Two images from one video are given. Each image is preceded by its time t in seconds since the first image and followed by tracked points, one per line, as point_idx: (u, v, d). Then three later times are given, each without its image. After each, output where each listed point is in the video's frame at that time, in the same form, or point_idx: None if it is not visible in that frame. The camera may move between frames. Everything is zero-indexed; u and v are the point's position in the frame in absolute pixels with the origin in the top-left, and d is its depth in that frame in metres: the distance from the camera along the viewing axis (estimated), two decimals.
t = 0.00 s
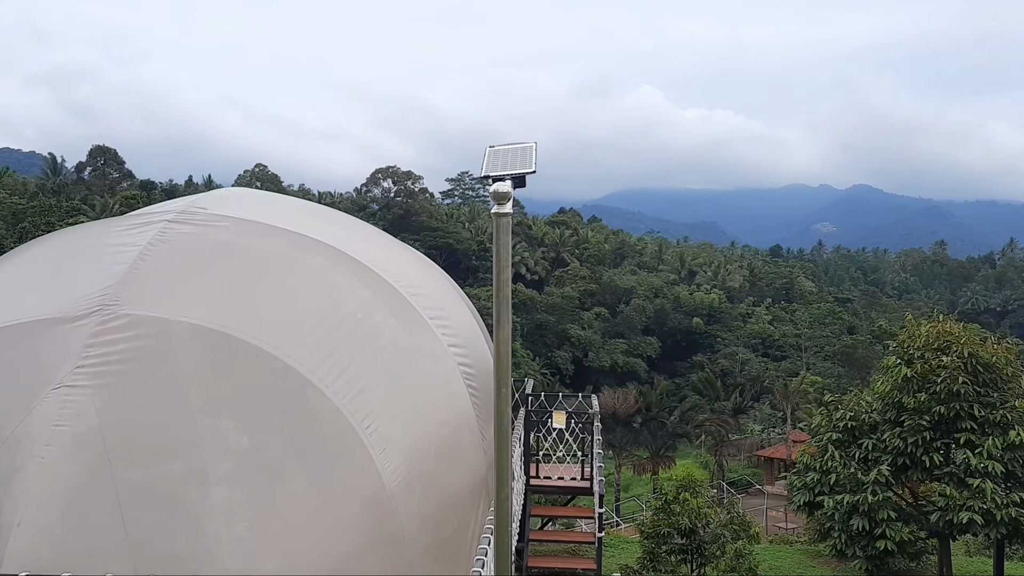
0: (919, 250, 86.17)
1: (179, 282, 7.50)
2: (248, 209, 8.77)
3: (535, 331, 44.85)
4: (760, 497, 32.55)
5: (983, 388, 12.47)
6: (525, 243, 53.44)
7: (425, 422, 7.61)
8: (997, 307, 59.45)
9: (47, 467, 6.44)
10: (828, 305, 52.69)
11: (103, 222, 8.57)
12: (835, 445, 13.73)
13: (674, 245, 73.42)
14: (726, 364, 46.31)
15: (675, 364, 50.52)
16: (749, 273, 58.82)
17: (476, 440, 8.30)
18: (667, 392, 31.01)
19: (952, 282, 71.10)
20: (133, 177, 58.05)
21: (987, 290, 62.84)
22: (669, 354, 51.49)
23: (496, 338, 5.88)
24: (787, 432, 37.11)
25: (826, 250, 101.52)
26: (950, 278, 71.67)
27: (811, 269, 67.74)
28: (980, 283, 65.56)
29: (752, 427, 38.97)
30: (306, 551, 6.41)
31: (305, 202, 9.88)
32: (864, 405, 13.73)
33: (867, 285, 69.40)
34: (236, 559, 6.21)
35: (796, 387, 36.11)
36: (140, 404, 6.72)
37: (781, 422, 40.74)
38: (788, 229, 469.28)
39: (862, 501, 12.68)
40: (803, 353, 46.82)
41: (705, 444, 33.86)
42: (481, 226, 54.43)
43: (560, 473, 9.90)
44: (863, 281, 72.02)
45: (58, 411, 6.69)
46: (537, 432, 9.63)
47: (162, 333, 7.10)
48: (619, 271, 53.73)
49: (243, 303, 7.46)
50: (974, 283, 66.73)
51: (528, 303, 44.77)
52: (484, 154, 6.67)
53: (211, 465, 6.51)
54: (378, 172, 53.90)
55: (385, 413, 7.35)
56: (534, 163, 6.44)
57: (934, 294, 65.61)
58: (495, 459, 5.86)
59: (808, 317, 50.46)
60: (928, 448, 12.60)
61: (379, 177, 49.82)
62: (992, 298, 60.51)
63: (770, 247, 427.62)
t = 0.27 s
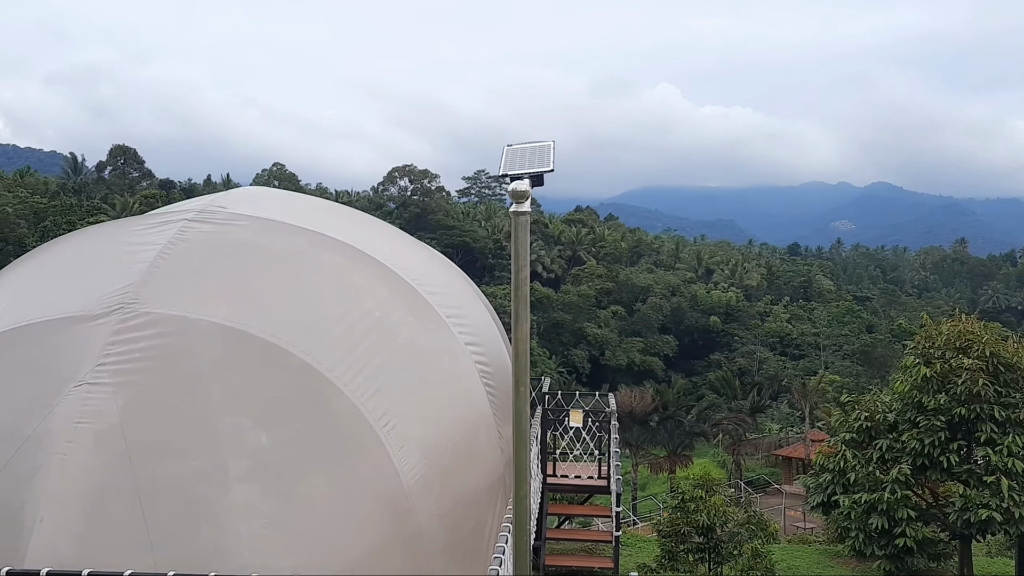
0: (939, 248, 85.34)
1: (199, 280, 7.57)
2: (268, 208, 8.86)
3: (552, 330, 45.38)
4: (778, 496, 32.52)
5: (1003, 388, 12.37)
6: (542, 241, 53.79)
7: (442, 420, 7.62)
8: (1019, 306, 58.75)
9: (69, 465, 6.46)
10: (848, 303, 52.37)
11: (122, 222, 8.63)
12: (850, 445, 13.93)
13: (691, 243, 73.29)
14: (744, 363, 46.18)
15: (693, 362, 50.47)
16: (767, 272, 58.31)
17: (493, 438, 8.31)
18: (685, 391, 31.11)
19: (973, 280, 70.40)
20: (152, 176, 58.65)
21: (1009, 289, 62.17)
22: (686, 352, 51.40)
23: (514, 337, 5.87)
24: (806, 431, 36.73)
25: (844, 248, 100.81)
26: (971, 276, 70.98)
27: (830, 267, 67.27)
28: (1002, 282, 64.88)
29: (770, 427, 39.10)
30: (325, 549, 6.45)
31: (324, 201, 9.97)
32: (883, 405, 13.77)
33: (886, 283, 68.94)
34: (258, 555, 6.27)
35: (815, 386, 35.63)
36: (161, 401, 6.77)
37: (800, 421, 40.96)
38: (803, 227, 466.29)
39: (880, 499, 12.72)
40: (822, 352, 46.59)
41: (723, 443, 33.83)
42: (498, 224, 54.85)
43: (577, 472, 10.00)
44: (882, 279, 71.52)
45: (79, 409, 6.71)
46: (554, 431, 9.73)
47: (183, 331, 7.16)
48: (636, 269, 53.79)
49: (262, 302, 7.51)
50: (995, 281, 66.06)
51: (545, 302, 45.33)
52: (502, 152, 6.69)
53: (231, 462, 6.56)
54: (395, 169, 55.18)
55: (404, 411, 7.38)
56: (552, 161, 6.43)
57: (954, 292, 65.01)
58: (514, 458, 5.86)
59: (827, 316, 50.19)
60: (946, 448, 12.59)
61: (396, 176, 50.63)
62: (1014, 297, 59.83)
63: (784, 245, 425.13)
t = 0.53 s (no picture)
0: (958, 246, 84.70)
1: (217, 279, 7.61)
2: (284, 207, 8.91)
3: (567, 328, 45.67)
4: (794, 496, 32.48)
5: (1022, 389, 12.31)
6: (557, 240, 54.26)
7: (458, 418, 7.64)
8: None
9: (88, 461, 6.48)
10: (865, 302, 52.09)
11: (140, 220, 8.68)
12: (869, 446, 13.80)
13: (706, 241, 73.32)
14: (760, 361, 46.15)
15: (709, 361, 50.48)
16: (783, 270, 58.04)
17: (508, 436, 8.31)
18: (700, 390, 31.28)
19: (993, 279, 69.80)
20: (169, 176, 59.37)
21: None
22: (702, 351, 51.39)
23: (531, 335, 5.86)
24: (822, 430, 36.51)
25: (861, 246, 100.18)
26: (990, 275, 70.38)
27: (847, 265, 66.93)
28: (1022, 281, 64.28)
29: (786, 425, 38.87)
30: (341, 547, 6.47)
31: (339, 199, 10.02)
32: (900, 405, 13.69)
33: (904, 282, 68.56)
34: (276, 552, 6.31)
35: (832, 385, 35.28)
36: (179, 399, 6.81)
37: (817, 419, 40.75)
38: (816, 225, 463.90)
39: (897, 501, 12.72)
40: (839, 351, 46.41)
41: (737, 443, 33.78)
42: (512, 223, 55.39)
43: (592, 471, 10.08)
44: (900, 278, 71.14)
45: (98, 406, 6.74)
46: (570, 429, 9.83)
47: (200, 329, 7.20)
48: (651, 268, 53.94)
49: (279, 301, 7.54)
50: (1015, 280, 65.46)
51: (560, 301, 45.86)
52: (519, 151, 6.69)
53: (249, 460, 6.59)
54: (410, 169, 56.29)
55: (419, 409, 7.39)
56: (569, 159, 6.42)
57: (973, 291, 64.50)
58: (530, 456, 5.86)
59: (844, 314, 50.00)
60: (964, 449, 12.53)
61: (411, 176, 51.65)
62: None
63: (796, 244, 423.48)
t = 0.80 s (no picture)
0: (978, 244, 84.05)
1: (233, 278, 7.65)
2: (299, 205, 8.96)
3: (581, 327, 46.43)
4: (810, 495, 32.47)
5: None
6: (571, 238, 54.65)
7: (473, 416, 7.64)
8: None
9: (105, 458, 6.51)
10: (881, 300, 51.93)
11: (157, 219, 8.74)
12: (888, 445, 13.77)
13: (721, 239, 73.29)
14: (775, 360, 46.32)
15: (724, 359, 50.63)
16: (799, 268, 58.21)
17: (523, 435, 8.31)
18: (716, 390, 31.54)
19: (1012, 277, 69.21)
20: (186, 176, 59.99)
21: None
22: (717, 350, 51.60)
23: (547, 333, 5.84)
24: (837, 428, 37.51)
25: (878, 244, 99.70)
26: (1009, 273, 69.80)
27: (863, 263, 66.63)
28: None
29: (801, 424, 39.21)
30: (356, 544, 6.50)
31: (354, 198, 10.07)
32: (918, 403, 13.68)
33: (921, 280, 68.21)
34: (293, 550, 6.34)
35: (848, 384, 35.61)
36: (196, 396, 6.84)
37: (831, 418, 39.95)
38: (828, 224, 461.59)
39: (915, 501, 12.74)
40: (855, 349, 46.34)
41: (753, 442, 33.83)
42: (526, 221, 56.08)
43: (607, 469, 10.16)
44: (917, 276, 70.79)
45: (116, 403, 6.77)
46: (586, 428, 9.99)
47: (217, 327, 7.24)
48: (666, 266, 54.10)
49: (295, 299, 7.58)
50: None
51: (575, 299, 46.28)
52: (534, 148, 6.67)
53: (265, 458, 6.61)
54: (425, 168, 56.81)
55: (434, 407, 7.41)
56: (583, 157, 6.39)
57: (992, 288, 64.02)
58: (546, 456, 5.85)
59: (860, 312, 49.91)
60: (983, 448, 12.49)
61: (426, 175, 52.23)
62: None
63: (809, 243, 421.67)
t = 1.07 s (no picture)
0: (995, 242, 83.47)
1: (246, 275, 7.68)
2: (313, 203, 9.01)
3: (594, 324, 46.50)
4: (824, 493, 32.41)
5: None
6: (584, 236, 54.92)
7: (485, 414, 7.66)
8: None
9: (120, 454, 6.53)
10: (896, 298, 51.76)
11: (171, 217, 8.79)
12: (903, 443, 13.99)
13: (735, 236, 73.20)
14: (789, 358, 46.37)
15: (737, 357, 50.73)
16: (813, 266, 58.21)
17: (535, 433, 8.32)
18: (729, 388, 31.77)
19: None
20: (200, 174, 60.42)
21: None
22: (730, 348, 51.72)
23: (561, 331, 5.82)
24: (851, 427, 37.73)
25: (894, 242, 99.25)
26: None
27: (878, 261, 66.38)
28: None
29: (816, 424, 39.54)
30: (368, 542, 6.49)
31: (368, 196, 10.13)
32: (934, 402, 13.89)
33: (937, 278, 67.88)
34: (306, 546, 6.33)
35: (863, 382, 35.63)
36: (210, 393, 6.86)
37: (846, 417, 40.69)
38: (839, 222, 459.64)
39: (931, 500, 12.68)
40: (869, 347, 46.27)
41: (766, 440, 33.88)
42: (539, 219, 56.85)
43: (620, 467, 10.18)
44: (932, 274, 70.44)
45: (131, 400, 6.80)
46: (598, 426, 9.89)
47: (232, 325, 7.27)
48: (679, 264, 54.24)
49: (307, 297, 7.60)
50: None
51: (587, 297, 46.59)
52: (548, 146, 6.64)
53: (278, 455, 6.62)
54: (437, 166, 57.22)
55: (447, 405, 7.43)
56: (597, 153, 6.36)
57: (1009, 286, 63.58)
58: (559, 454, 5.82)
59: (875, 310, 49.82)
60: (1000, 448, 12.45)
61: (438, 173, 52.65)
62: None
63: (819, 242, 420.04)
